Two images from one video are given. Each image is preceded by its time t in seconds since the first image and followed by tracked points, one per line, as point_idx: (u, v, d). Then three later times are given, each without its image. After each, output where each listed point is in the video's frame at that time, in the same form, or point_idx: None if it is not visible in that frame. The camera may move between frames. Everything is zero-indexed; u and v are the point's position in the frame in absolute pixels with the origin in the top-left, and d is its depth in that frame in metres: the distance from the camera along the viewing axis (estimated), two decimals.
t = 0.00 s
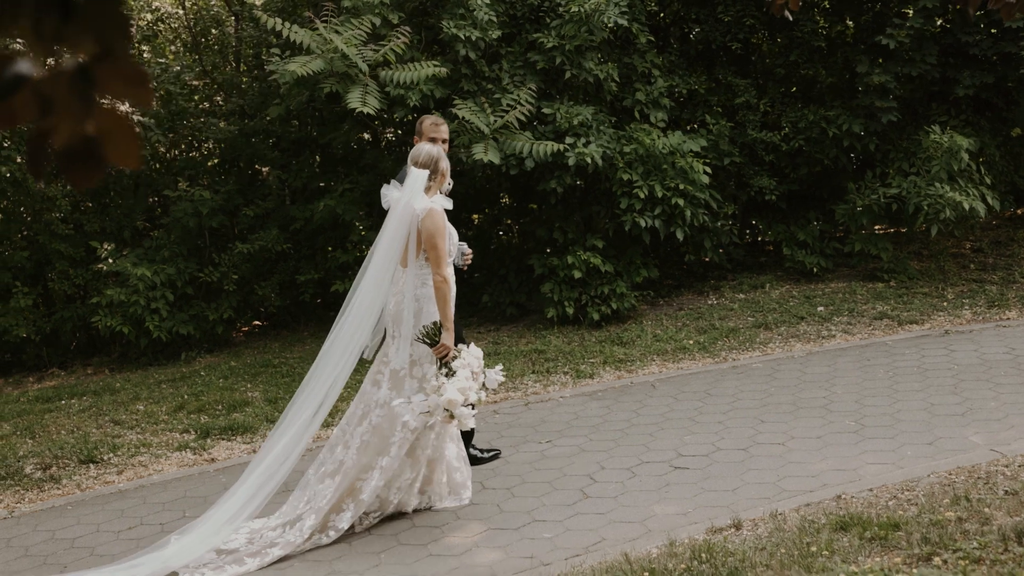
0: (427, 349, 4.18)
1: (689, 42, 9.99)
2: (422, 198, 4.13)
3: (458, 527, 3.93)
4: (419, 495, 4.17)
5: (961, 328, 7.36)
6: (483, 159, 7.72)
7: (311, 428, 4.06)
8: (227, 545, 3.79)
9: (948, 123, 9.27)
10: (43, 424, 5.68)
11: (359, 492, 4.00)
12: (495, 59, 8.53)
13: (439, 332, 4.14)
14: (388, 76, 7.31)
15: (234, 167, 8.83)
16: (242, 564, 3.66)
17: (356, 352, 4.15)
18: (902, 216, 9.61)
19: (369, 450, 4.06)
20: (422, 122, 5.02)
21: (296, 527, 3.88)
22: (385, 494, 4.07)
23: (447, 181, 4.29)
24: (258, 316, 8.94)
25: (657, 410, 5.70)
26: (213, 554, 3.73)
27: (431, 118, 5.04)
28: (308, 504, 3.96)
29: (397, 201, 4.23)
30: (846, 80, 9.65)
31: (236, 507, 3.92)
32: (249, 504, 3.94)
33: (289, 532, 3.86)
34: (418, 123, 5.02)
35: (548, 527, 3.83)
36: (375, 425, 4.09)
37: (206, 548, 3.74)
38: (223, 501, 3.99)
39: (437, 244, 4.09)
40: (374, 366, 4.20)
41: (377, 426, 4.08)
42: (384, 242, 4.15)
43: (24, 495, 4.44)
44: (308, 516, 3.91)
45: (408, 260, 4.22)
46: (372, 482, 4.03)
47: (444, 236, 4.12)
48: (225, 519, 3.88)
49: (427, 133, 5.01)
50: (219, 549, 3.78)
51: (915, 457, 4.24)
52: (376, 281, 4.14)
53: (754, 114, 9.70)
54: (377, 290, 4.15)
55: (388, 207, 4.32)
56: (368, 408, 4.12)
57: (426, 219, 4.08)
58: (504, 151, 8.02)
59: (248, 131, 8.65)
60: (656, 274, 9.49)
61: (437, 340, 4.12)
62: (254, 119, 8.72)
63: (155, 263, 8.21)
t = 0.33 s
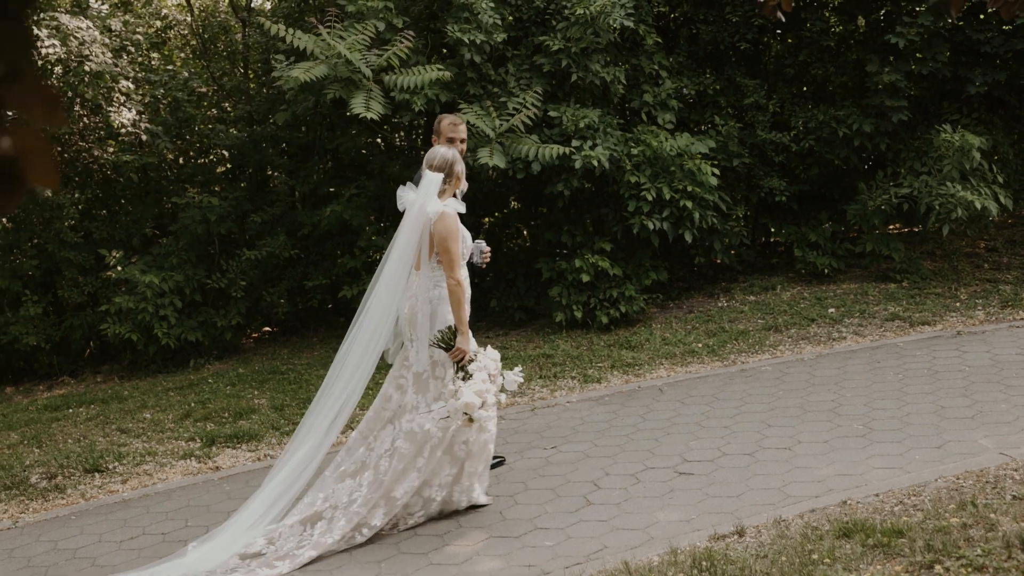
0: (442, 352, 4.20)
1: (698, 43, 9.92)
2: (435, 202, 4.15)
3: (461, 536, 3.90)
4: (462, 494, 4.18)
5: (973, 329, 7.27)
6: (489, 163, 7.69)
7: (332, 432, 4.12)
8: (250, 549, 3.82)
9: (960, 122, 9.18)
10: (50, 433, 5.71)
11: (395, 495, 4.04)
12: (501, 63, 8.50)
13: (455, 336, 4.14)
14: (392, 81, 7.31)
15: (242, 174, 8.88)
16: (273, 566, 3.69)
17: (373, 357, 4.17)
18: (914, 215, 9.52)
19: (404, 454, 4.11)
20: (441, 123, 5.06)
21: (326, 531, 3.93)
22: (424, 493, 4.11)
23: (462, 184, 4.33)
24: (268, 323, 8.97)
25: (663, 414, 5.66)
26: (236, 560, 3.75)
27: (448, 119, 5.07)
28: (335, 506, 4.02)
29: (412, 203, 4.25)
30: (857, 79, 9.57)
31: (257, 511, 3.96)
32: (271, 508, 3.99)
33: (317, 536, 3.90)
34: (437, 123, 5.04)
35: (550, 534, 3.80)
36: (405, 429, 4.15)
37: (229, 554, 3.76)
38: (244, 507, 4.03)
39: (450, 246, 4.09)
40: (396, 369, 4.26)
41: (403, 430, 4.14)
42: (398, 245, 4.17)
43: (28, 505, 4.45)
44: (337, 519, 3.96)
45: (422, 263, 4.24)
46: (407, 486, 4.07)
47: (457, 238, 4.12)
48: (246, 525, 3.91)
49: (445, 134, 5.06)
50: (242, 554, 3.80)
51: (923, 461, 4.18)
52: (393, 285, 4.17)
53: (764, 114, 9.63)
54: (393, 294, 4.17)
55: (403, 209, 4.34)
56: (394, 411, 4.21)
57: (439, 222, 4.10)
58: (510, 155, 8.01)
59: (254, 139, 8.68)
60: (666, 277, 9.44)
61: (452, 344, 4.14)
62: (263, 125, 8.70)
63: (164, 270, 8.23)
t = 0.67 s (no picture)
0: (460, 357, 4.26)
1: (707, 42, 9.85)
2: (451, 205, 4.14)
3: (465, 544, 3.87)
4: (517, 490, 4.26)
5: (986, 328, 7.18)
6: (494, 166, 7.64)
7: (351, 435, 4.12)
8: (276, 551, 3.87)
9: (972, 119, 9.08)
10: (58, 441, 5.74)
11: (430, 504, 4.11)
12: (508, 65, 8.49)
13: (470, 340, 4.21)
14: (397, 84, 7.32)
15: (252, 180, 8.91)
16: (303, 568, 3.76)
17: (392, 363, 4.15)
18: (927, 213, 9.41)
19: (430, 459, 4.15)
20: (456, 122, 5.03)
21: (358, 538, 4.01)
22: (474, 495, 4.17)
23: (478, 186, 4.27)
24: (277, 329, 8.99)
25: (671, 418, 5.61)
26: (263, 563, 3.80)
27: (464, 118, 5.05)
28: (362, 512, 4.08)
29: (427, 207, 4.23)
30: (868, 77, 9.48)
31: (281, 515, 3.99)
32: (294, 513, 4.01)
33: (348, 542, 3.98)
34: (452, 124, 5.00)
35: (551, 541, 3.78)
36: (428, 434, 4.19)
37: (255, 559, 3.80)
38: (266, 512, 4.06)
39: (466, 251, 4.09)
40: (415, 374, 4.30)
41: (425, 435, 4.18)
42: (414, 250, 4.17)
43: (32, 514, 4.47)
44: (369, 527, 4.04)
45: (437, 265, 4.24)
46: (443, 494, 4.13)
47: (473, 242, 4.12)
48: (269, 529, 3.94)
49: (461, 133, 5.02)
50: (268, 557, 3.84)
51: (931, 464, 4.12)
52: (409, 289, 4.16)
53: (774, 113, 9.55)
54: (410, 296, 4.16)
55: (420, 212, 4.31)
56: (416, 415, 4.25)
57: (454, 226, 4.10)
58: (516, 157, 7.98)
59: (262, 144, 8.70)
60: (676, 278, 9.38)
61: (469, 348, 4.20)
62: (270, 130, 8.72)
63: (173, 277, 8.28)
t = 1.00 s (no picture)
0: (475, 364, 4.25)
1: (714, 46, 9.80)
2: (467, 214, 4.15)
3: (458, 552, 3.87)
4: (545, 491, 4.27)
5: (994, 334, 7.10)
6: (498, 171, 7.57)
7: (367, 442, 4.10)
8: (297, 554, 3.89)
9: (982, 122, 9.01)
10: (61, 447, 5.76)
11: (451, 510, 4.13)
12: (513, 70, 8.47)
13: (484, 349, 4.19)
14: (399, 90, 7.31)
15: (258, 186, 8.94)
16: (325, 570, 3.78)
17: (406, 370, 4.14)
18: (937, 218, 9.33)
19: (451, 466, 4.18)
20: (469, 127, 4.95)
21: (380, 544, 4.02)
22: (496, 500, 4.18)
23: (494, 195, 4.30)
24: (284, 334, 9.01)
25: (673, 425, 5.58)
26: (284, 565, 3.82)
27: (477, 123, 4.98)
28: (385, 521, 4.11)
29: (442, 214, 4.24)
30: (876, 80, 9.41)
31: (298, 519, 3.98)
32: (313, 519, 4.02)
33: (370, 548, 4.00)
34: (466, 128, 4.91)
35: (546, 550, 3.76)
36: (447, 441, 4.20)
37: (275, 561, 3.82)
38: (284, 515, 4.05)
39: (481, 259, 4.10)
40: (433, 381, 4.31)
41: (442, 442, 4.20)
42: (429, 257, 4.16)
43: (32, 521, 4.49)
44: (391, 535, 4.06)
45: (452, 273, 4.25)
46: (463, 500, 4.15)
47: (488, 251, 4.13)
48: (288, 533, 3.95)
49: (474, 137, 4.93)
50: (288, 560, 3.86)
51: (931, 474, 4.07)
52: (424, 296, 4.14)
53: (782, 117, 9.49)
54: (425, 304, 4.16)
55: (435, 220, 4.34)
56: (435, 422, 4.28)
57: (470, 235, 4.12)
58: (521, 162, 7.95)
59: (268, 150, 8.71)
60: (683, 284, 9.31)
61: (482, 357, 4.18)
62: (276, 136, 8.75)
63: (179, 283, 8.31)
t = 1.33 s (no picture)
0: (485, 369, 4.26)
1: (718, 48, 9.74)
2: (481, 220, 4.14)
3: (449, 561, 3.87)
4: (551, 501, 4.21)
5: (996, 341, 7.06)
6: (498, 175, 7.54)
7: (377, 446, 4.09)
8: (309, 557, 3.89)
9: (987, 126, 8.96)
10: (58, 451, 5.78)
11: (459, 514, 4.12)
12: (515, 73, 8.46)
13: (495, 354, 4.20)
14: (398, 93, 7.30)
15: (260, 189, 8.96)
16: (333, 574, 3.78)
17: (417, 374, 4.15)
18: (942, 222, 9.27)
19: (462, 469, 4.16)
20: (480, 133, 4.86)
21: (390, 546, 4.02)
22: (502, 505, 4.19)
23: (507, 200, 4.30)
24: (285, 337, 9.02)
25: (669, 432, 5.56)
26: (295, 568, 3.83)
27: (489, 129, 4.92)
28: (397, 524, 4.13)
29: (456, 219, 4.23)
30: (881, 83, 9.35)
31: (308, 522, 3.96)
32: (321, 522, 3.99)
33: (380, 550, 3.99)
34: (477, 132, 4.80)
35: (534, 559, 3.75)
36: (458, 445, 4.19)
37: (286, 562, 3.83)
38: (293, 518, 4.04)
39: (495, 266, 4.10)
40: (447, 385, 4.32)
41: (452, 447, 4.19)
42: (445, 262, 4.17)
43: (25, 526, 4.52)
44: (401, 537, 4.06)
45: (466, 279, 4.27)
46: (472, 504, 4.14)
47: (503, 257, 4.12)
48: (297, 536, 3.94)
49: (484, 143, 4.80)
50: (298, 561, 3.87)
51: (924, 482, 4.05)
52: (438, 301, 4.17)
53: (786, 121, 9.43)
54: (439, 308, 4.18)
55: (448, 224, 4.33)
56: (447, 426, 4.29)
57: (485, 241, 4.11)
58: (521, 166, 7.92)
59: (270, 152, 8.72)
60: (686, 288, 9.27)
61: (493, 363, 4.19)
62: (278, 138, 8.77)
63: (179, 286, 8.33)
